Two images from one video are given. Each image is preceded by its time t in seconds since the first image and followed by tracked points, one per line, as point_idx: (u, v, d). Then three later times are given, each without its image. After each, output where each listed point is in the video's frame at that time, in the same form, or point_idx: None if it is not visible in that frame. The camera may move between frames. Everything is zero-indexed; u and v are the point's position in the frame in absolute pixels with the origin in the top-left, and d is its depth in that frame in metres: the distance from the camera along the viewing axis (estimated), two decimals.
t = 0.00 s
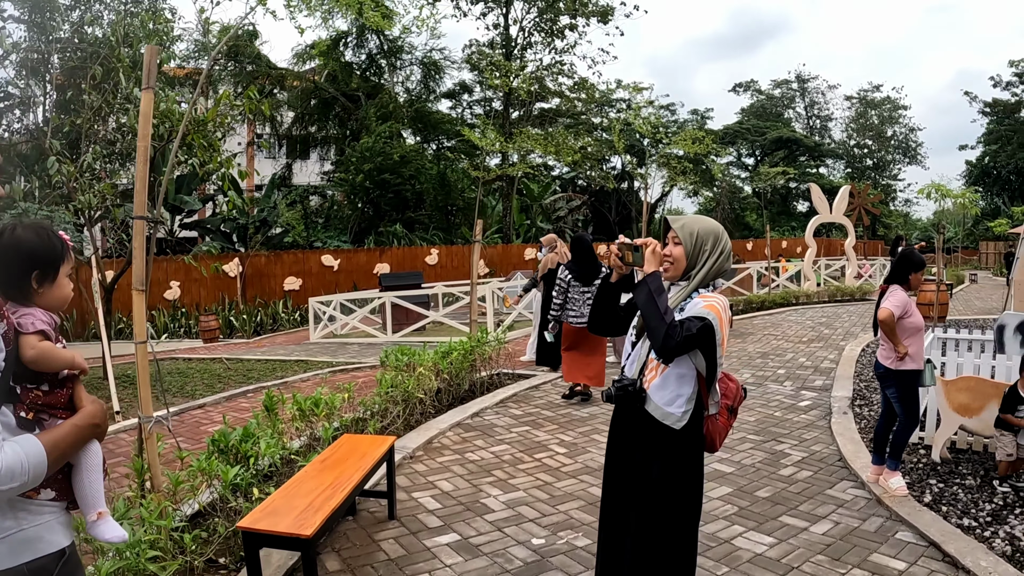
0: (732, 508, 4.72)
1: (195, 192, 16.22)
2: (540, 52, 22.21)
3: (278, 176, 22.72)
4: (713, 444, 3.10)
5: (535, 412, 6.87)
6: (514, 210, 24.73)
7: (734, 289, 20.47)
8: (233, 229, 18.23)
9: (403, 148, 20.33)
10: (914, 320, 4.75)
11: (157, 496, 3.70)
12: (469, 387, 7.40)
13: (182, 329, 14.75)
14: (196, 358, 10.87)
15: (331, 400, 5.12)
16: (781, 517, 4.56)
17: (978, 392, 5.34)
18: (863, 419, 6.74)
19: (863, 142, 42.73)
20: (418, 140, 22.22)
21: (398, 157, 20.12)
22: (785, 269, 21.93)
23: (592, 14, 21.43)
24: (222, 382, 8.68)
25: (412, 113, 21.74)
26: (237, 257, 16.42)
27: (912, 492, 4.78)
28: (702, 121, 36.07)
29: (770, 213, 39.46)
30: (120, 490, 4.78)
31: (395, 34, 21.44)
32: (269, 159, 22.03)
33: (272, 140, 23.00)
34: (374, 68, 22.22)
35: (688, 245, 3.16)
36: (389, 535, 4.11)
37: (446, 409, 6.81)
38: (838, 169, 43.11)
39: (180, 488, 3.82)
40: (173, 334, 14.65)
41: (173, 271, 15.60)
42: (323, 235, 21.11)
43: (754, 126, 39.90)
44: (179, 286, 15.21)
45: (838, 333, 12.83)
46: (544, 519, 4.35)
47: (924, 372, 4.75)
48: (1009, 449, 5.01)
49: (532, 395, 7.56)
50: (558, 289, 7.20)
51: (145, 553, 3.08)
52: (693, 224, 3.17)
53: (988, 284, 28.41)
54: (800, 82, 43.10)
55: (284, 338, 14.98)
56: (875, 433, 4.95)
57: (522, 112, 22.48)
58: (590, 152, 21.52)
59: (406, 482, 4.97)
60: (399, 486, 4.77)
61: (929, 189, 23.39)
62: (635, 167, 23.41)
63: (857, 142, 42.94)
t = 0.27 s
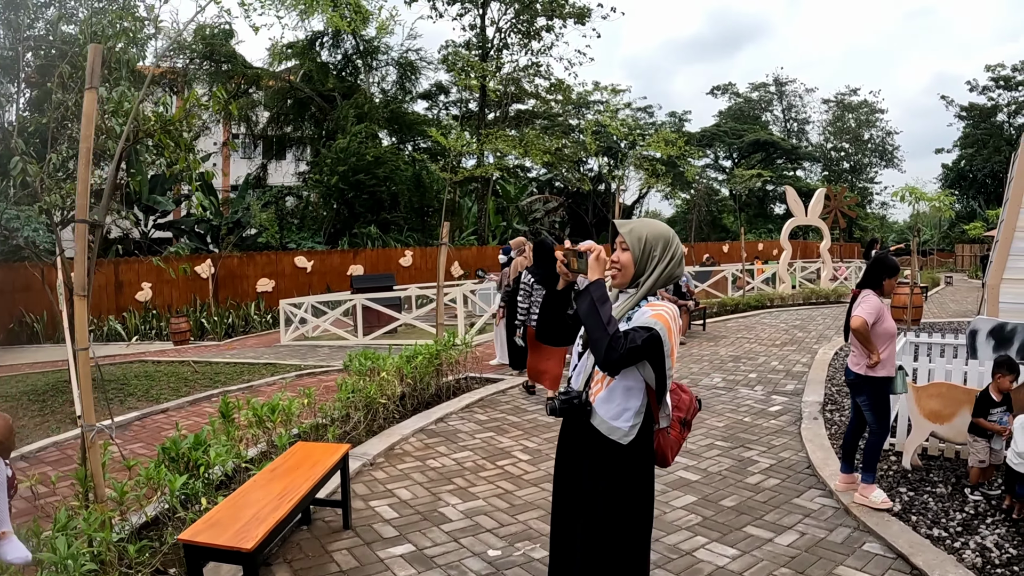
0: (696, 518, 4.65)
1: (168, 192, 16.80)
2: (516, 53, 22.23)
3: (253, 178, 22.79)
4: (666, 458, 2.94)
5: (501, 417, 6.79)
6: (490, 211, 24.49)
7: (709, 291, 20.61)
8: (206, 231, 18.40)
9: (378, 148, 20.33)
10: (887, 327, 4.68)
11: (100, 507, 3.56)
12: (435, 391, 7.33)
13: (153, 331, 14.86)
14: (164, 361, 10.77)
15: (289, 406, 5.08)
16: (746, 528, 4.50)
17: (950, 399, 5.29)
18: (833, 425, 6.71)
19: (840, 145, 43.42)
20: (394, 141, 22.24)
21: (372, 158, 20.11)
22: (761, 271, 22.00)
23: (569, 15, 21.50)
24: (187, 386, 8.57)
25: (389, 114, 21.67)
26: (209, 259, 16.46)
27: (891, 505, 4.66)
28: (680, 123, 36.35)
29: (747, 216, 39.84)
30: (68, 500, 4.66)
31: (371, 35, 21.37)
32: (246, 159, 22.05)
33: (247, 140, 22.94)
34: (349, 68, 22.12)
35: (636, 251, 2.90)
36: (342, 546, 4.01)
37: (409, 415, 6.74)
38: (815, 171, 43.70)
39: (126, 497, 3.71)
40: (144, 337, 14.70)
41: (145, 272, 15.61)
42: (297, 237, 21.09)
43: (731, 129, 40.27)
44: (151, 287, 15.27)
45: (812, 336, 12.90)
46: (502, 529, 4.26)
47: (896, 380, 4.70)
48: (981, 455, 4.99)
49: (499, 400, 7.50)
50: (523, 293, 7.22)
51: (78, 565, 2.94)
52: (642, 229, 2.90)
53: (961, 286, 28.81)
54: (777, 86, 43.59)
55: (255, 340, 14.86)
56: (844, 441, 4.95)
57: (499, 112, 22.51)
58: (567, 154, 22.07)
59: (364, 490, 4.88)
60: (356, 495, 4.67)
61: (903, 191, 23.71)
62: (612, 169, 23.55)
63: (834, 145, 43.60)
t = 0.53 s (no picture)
0: (668, 526, 4.60)
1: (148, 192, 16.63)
2: (499, 54, 22.21)
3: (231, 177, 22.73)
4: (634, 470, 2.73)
5: (476, 421, 6.74)
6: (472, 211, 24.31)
7: (691, 293, 20.69)
8: (186, 232, 18.05)
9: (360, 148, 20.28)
10: (878, 331, 4.60)
11: (57, 514, 3.53)
12: (409, 395, 7.28)
13: (130, 332, 14.63)
14: (139, 363, 10.63)
15: (256, 412, 5.10)
16: (720, 536, 4.46)
17: (929, 405, 5.34)
18: (811, 429, 6.70)
19: (822, 147, 43.72)
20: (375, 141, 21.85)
21: (353, 158, 20.07)
22: (743, 273, 22.10)
23: (551, 16, 21.56)
24: (159, 389, 8.45)
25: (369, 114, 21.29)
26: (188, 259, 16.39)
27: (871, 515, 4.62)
28: (663, 125, 36.52)
29: (730, 218, 40.08)
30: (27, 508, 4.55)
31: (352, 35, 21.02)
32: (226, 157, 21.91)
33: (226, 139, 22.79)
34: (331, 67, 22.05)
35: (592, 257, 2.71)
36: (306, 555, 3.93)
37: (382, 419, 6.68)
38: (798, 174, 44.04)
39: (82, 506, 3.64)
40: (122, 338, 14.55)
41: (124, 274, 15.46)
42: (279, 237, 20.97)
43: (715, 131, 40.43)
44: (129, 288, 15.14)
45: (791, 338, 12.95)
46: (470, 537, 4.20)
47: (882, 386, 4.64)
48: (960, 460, 4.97)
49: (475, 404, 7.45)
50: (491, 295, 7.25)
51: None
52: (596, 231, 2.72)
53: (943, 288, 29.11)
54: (760, 88, 43.88)
55: (232, 342, 14.63)
56: (827, 449, 4.90)
57: (481, 113, 22.47)
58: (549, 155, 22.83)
59: (332, 497, 4.81)
60: (323, 502, 4.60)
61: (884, 194, 23.94)
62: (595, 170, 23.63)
63: (816, 148, 43.92)
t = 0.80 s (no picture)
0: (659, 532, 4.57)
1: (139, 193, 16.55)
2: (492, 54, 22.20)
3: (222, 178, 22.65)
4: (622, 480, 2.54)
5: (465, 423, 6.71)
6: (466, 212, 24.06)
7: (684, 293, 20.71)
8: (177, 232, 18.10)
9: (352, 149, 20.26)
10: (887, 335, 4.51)
11: (33, 521, 3.49)
12: (398, 397, 7.25)
13: (121, 333, 14.60)
14: (128, 365, 10.56)
15: (239, 415, 5.10)
16: (711, 542, 4.44)
17: (924, 407, 5.33)
18: (805, 431, 6.68)
19: (815, 148, 43.84)
20: (368, 142, 21.93)
21: (346, 158, 20.03)
22: (736, 274, 22.12)
23: (544, 16, 21.60)
24: (147, 391, 8.41)
25: (362, 114, 21.36)
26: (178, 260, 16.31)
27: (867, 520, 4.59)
28: (657, 126, 36.58)
29: (723, 218, 40.18)
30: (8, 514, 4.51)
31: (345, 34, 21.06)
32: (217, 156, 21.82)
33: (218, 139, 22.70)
34: (323, 66, 22.02)
35: (555, 262, 2.47)
36: (289, 562, 3.90)
37: (370, 422, 6.65)
38: (791, 175, 44.19)
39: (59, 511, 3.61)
40: (112, 339, 14.45)
41: (114, 275, 15.38)
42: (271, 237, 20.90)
43: (708, 131, 40.49)
44: (119, 289, 15.06)
45: (785, 338, 12.95)
46: (456, 544, 4.16)
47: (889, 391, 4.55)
48: (957, 464, 4.94)
49: (465, 406, 7.42)
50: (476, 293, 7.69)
51: None
52: (550, 234, 2.47)
53: (936, 289, 29.20)
54: (754, 89, 44.00)
55: (222, 343, 14.55)
56: (828, 455, 4.84)
57: (474, 113, 22.47)
58: (541, 155, 22.87)
59: (318, 502, 4.78)
60: (307, 508, 4.57)
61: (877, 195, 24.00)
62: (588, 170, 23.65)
63: (809, 148, 44.00)
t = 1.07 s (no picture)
0: (654, 539, 4.56)
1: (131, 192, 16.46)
2: (486, 53, 22.19)
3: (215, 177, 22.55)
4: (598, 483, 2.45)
5: (455, 426, 6.69)
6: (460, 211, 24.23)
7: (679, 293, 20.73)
8: (169, 232, 18.03)
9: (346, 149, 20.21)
10: (898, 342, 4.40)
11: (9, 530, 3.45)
12: (388, 399, 7.23)
13: (111, 334, 14.55)
14: (117, 366, 10.49)
15: (222, 418, 5.09)
16: (708, 550, 4.42)
17: (925, 409, 5.33)
18: (802, 433, 6.66)
19: (810, 148, 43.94)
20: (362, 141, 21.88)
21: (339, 158, 19.98)
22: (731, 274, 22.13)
23: (538, 15, 21.60)
24: (135, 392, 8.35)
25: (356, 114, 21.31)
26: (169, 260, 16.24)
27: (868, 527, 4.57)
28: (651, 126, 36.64)
29: (718, 218, 40.27)
30: None
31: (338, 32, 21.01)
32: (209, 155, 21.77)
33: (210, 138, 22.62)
34: (317, 65, 21.98)
35: (493, 271, 2.32)
36: (272, 570, 3.87)
37: (359, 425, 6.63)
38: (786, 175, 44.33)
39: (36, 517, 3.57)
40: (102, 340, 14.34)
41: (104, 276, 15.29)
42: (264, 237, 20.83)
43: (703, 132, 40.59)
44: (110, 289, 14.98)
45: (780, 339, 12.96)
46: (443, 552, 4.13)
47: (891, 399, 4.51)
48: (959, 468, 4.93)
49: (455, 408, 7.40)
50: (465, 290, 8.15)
51: None
52: (483, 242, 2.31)
53: (930, 289, 29.26)
54: (748, 90, 44.12)
55: (214, 344, 14.47)
56: (829, 461, 4.80)
57: (468, 112, 22.46)
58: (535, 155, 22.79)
59: (303, 507, 4.76)
60: (292, 514, 4.54)
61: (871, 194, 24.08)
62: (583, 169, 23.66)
63: (804, 148, 44.12)
